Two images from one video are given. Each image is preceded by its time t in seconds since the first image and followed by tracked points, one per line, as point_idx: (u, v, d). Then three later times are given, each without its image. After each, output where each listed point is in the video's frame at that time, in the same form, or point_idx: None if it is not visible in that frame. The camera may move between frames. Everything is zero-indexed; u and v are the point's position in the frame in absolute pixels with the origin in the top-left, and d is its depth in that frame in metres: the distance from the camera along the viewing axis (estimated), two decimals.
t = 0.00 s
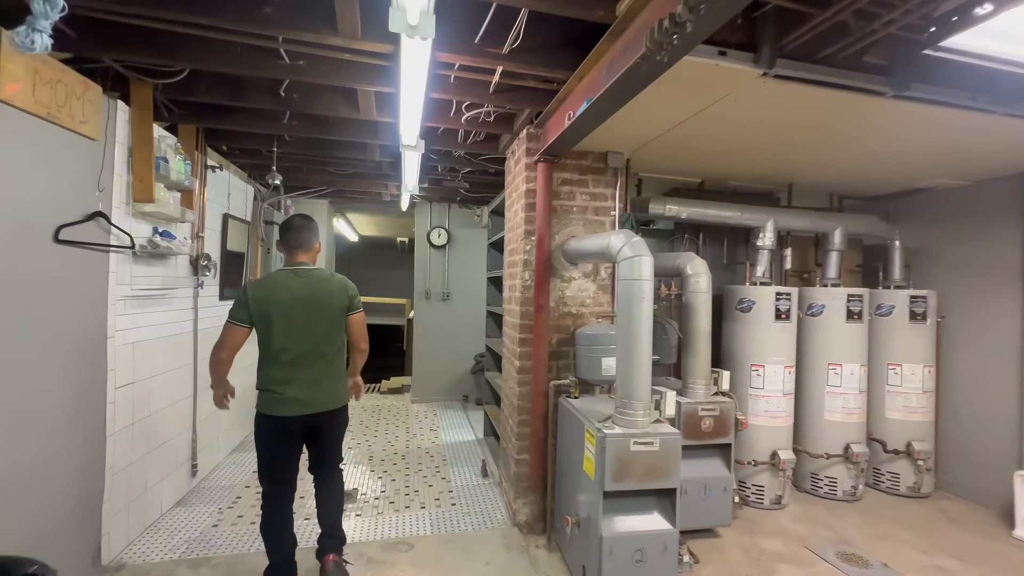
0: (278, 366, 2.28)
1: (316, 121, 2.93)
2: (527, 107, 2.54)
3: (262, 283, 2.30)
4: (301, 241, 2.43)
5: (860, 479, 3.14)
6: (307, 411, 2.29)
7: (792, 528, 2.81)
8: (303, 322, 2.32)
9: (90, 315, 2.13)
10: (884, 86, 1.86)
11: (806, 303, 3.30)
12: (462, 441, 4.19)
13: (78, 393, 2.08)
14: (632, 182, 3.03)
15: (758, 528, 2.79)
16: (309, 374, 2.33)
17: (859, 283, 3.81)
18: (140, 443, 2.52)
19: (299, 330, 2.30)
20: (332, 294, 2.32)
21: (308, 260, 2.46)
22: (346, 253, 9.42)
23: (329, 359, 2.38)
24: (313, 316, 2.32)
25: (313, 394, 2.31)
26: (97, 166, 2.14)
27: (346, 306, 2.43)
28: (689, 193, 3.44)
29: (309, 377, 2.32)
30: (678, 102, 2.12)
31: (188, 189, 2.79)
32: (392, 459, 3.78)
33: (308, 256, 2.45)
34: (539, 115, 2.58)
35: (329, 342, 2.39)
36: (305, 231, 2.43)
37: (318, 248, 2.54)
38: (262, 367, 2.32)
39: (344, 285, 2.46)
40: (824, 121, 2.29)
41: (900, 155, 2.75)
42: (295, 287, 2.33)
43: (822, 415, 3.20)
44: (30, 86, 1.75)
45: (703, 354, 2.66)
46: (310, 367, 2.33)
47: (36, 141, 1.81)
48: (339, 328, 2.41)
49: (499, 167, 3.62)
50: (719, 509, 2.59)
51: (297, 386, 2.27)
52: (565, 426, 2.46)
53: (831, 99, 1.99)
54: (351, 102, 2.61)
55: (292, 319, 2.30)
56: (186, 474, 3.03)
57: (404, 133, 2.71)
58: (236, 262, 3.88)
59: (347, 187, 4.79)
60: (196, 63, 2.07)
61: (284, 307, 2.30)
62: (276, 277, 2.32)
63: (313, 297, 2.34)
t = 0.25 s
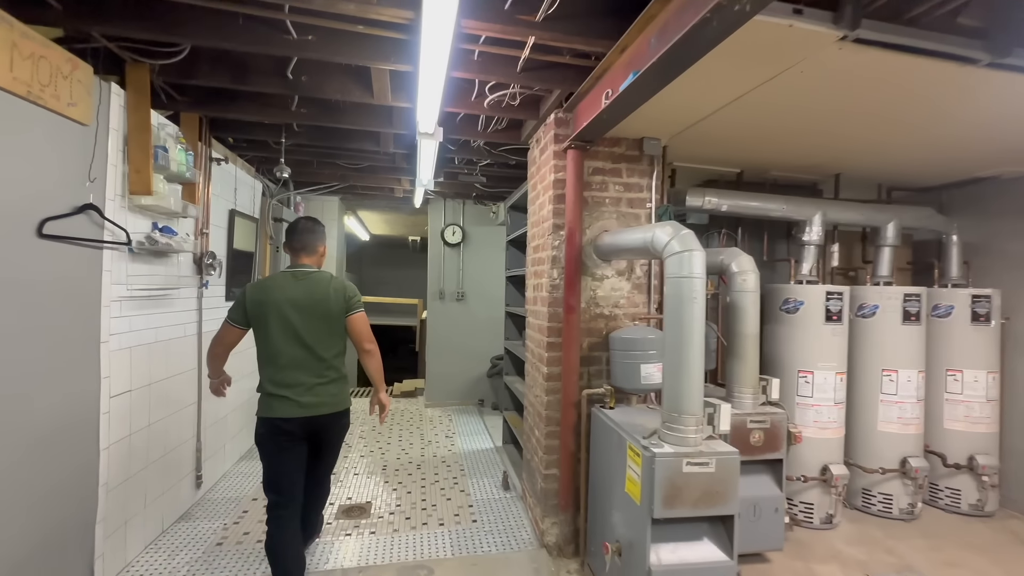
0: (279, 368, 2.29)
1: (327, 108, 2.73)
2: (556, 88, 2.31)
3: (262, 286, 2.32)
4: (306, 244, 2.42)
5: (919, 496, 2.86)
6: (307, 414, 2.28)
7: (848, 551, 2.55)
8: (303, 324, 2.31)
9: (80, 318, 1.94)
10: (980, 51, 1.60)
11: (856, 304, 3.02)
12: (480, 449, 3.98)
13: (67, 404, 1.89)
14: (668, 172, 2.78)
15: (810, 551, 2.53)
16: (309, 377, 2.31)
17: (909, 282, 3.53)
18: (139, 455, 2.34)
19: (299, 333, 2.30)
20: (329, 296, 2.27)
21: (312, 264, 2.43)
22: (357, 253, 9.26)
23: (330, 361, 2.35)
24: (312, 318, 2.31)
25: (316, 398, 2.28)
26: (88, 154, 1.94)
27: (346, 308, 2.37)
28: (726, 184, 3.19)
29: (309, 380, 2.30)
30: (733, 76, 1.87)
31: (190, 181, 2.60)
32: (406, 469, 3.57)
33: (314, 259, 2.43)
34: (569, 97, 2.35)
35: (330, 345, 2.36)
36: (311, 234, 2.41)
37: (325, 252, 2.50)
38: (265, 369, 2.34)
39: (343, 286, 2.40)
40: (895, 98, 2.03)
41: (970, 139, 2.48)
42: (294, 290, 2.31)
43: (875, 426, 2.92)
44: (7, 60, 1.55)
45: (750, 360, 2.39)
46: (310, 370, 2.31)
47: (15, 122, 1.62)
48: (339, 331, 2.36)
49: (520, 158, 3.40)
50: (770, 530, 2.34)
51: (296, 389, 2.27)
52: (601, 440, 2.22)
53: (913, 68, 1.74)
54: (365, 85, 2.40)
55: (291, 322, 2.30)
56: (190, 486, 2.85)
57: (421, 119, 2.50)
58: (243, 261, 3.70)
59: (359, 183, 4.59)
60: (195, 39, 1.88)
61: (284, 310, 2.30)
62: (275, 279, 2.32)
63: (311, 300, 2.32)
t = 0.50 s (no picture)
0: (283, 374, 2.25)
1: (336, 96, 2.53)
2: (588, 69, 2.10)
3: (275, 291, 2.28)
4: (323, 250, 2.36)
5: (982, 519, 2.60)
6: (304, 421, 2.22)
7: None
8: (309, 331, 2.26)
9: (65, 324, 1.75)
10: None
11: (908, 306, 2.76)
12: (497, 459, 3.77)
13: (50, 420, 1.70)
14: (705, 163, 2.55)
15: None
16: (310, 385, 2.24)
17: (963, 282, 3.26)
18: (134, 471, 2.17)
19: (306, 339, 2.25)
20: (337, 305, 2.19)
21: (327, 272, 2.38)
22: (367, 253, 9.10)
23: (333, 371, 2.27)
24: (318, 326, 2.25)
25: (314, 405, 2.20)
26: (73, 144, 1.76)
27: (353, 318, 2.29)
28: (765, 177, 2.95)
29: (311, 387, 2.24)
30: (796, 49, 1.64)
31: (190, 176, 2.42)
32: (420, 481, 3.37)
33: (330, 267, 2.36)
34: (602, 80, 2.14)
35: (335, 354, 2.28)
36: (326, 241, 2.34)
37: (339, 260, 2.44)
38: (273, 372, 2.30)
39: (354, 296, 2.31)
40: (978, 74, 1.78)
41: None
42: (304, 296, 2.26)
43: (932, 441, 2.66)
44: None
45: (803, 370, 2.15)
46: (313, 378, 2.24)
47: None
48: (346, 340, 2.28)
49: (540, 151, 3.18)
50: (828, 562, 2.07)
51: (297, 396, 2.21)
52: (640, 460, 2.00)
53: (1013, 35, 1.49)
54: (377, 69, 2.20)
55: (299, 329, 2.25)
56: (191, 502, 2.67)
57: (438, 106, 2.29)
58: (249, 261, 3.52)
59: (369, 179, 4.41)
60: (190, 14, 1.68)
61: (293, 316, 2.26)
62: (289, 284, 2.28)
63: (319, 308, 2.25)
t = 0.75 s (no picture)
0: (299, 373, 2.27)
1: (347, 80, 2.33)
2: (628, 44, 1.87)
3: (291, 292, 2.30)
4: (336, 251, 2.37)
5: None
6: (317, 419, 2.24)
7: None
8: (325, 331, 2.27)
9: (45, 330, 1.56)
10: None
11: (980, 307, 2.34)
12: (517, 471, 3.55)
13: (28, 439, 1.51)
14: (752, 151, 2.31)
15: None
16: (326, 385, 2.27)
17: None
18: (129, 490, 1.98)
19: (320, 340, 2.26)
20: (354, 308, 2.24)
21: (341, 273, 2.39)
22: (377, 254, 8.94)
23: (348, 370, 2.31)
24: (333, 327, 2.27)
25: (333, 404, 2.25)
26: (55, 128, 1.56)
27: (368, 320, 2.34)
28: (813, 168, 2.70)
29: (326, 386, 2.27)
30: (883, 10, 1.40)
31: (189, 168, 2.22)
32: (436, 495, 3.17)
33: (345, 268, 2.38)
34: (644, 57, 1.91)
35: (350, 354, 2.32)
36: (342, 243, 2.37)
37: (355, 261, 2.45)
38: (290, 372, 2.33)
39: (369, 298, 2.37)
40: None
41: None
42: (321, 298, 2.28)
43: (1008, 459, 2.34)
44: None
45: (872, 382, 1.89)
46: (328, 377, 2.26)
47: None
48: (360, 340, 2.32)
49: (565, 142, 2.96)
50: None
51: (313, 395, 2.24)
52: (690, 484, 1.77)
53: None
54: (392, 48, 2.00)
55: (314, 329, 2.26)
56: (193, 520, 2.48)
57: (460, 90, 2.08)
58: (256, 261, 3.33)
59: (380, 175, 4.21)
60: None
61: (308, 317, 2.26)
62: (303, 285, 2.30)
63: (335, 309, 2.28)
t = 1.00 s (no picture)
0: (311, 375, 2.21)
1: (358, 63, 2.16)
2: (669, 16, 1.69)
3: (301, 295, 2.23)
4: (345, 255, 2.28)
5: None
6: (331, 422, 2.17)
7: None
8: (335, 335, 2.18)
9: (28, 333, 1.40)
10: None
11: None
12: (535, 479, 3.38)
13: (11, 454, 1.35)
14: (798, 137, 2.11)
15: None
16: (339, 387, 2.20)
17: None
18: (126, 506, 1.83)
19: (331, 343, 2.16)
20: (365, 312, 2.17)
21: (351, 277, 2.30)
22: (384, 253, 8.79)
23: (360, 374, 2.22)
24: (344, 331, 2.17)
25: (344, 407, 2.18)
26: (36, 108, 1.40)
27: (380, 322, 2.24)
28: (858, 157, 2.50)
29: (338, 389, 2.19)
30: None
31: (189, 157, 2.06)
32: (451, 506, 3.00)
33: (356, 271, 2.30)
34: (687, 31, 1.73)
35: (362, 357, 2.22)
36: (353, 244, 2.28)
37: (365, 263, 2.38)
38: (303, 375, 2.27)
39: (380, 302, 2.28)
40: None
41: None
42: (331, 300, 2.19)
43: None
44: None
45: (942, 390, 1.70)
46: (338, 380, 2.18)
47: None
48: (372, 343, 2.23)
49: (588, 131, 2.78)
50: None
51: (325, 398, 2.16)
52: (741, 503, 1.60)
53: None
54: (408, 24, 1.82)
55: (324, 333, 2.17)
56: (194, 535, 2.32)
57: (481, 71, 1.91)
58: (261, 259, 3.18)
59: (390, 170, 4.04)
60: None
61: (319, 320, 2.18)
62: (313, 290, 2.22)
63: (346, 312, 2.18)
